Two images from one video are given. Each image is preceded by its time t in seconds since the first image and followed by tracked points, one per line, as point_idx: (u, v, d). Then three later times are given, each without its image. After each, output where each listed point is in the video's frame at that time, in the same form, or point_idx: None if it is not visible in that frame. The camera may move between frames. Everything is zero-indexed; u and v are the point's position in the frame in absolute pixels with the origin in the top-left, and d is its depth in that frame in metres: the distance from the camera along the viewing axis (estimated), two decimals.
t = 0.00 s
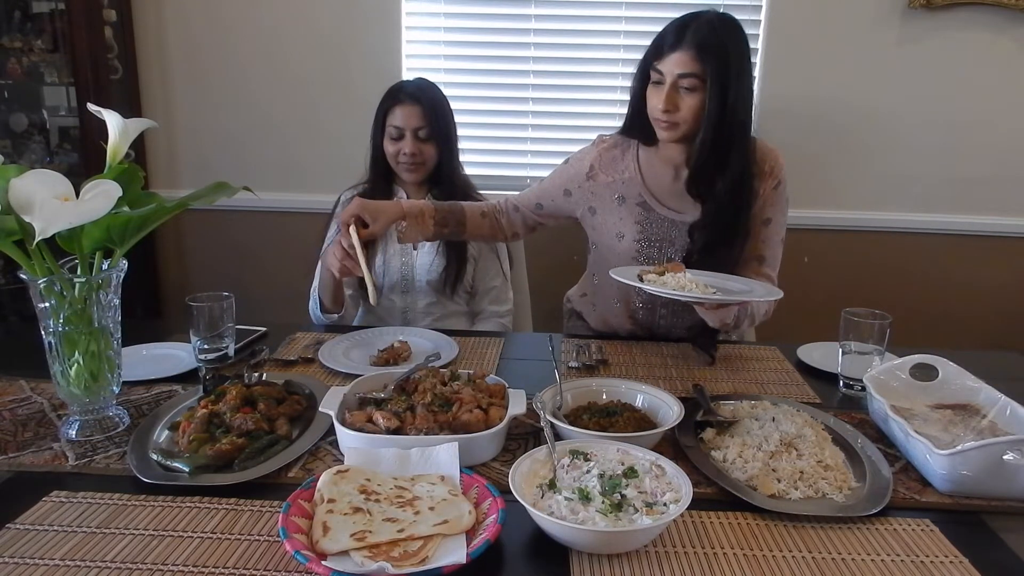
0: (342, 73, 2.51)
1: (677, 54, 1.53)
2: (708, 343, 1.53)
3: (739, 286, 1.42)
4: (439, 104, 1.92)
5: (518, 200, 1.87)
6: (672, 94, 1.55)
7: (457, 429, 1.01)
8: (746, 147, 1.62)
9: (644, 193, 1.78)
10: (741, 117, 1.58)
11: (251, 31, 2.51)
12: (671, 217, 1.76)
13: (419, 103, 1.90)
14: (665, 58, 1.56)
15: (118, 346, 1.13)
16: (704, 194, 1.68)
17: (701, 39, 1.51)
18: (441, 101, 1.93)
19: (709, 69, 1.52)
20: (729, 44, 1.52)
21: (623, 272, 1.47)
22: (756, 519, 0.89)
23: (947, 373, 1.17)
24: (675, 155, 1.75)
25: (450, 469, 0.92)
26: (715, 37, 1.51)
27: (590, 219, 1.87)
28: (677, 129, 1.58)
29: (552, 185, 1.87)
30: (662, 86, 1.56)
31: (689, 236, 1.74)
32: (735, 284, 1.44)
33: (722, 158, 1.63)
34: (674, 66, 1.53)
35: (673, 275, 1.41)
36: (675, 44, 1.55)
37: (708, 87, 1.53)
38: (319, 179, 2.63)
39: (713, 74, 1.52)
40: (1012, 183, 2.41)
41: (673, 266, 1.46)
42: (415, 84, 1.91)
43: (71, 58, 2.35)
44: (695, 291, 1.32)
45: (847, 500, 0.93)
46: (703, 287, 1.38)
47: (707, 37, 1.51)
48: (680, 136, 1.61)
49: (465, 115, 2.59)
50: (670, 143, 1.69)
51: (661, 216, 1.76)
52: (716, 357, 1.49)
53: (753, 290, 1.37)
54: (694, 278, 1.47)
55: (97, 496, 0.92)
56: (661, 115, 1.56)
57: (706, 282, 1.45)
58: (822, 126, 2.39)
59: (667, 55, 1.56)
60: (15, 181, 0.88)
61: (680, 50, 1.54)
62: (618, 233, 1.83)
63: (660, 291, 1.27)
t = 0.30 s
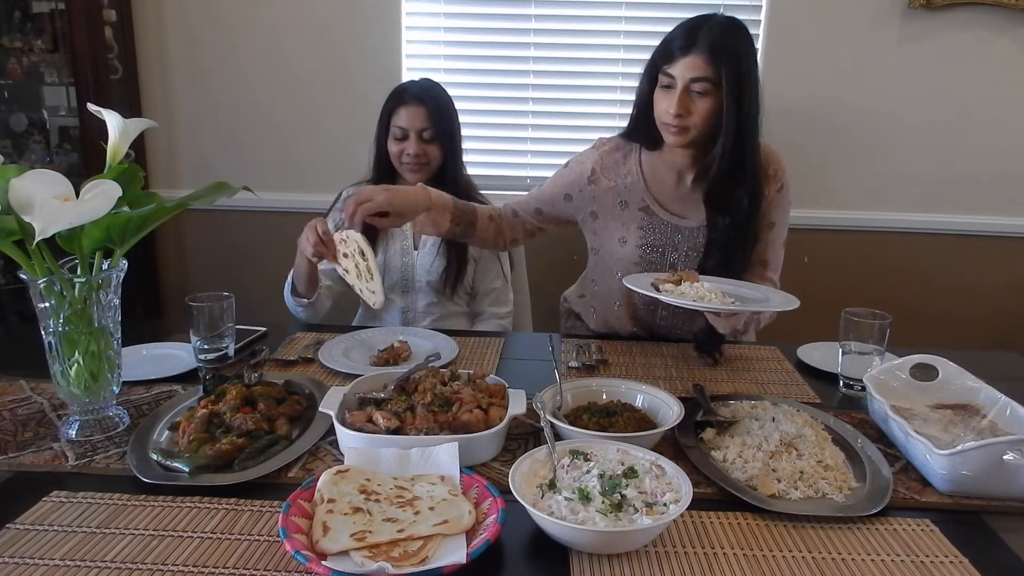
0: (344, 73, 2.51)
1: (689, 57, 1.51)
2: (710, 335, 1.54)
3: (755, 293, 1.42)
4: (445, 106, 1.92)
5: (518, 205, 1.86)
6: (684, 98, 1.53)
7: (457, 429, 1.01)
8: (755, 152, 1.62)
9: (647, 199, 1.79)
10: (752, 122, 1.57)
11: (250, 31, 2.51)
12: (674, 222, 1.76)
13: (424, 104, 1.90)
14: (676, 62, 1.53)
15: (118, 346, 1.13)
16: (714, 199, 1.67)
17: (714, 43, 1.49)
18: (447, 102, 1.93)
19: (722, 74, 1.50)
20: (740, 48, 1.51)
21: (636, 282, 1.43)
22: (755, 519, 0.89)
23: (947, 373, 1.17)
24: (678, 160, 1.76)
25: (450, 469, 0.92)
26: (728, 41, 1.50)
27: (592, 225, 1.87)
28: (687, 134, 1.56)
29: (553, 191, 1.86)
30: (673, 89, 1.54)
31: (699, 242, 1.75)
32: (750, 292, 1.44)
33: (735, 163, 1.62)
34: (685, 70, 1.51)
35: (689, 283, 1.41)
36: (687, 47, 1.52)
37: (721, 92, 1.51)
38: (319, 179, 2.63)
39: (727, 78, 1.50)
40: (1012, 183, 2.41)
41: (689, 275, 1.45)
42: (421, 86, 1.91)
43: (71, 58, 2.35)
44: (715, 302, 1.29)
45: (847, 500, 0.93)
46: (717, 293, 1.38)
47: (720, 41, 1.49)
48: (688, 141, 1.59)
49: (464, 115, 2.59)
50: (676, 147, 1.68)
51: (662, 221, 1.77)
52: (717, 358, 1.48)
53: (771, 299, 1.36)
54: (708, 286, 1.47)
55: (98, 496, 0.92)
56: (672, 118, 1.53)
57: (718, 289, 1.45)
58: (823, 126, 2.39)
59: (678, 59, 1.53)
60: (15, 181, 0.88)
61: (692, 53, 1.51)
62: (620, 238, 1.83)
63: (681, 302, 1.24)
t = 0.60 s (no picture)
0: (343, 73, 2.51)
1: (683, 59, 1.50)
2: (707, 342, 1.51)
3: (760, 294, 1.42)
4: (449, 106, 1.92)
5: (537, 223, 1.63)
6: (680, 99, 1.52)
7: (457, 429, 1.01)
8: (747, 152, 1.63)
9: (649, 207, 1.77)
10: (744, 122, 1.57)
11: (249, 32, 2.51)
12: (674, 229, 1.78)
13: (428, 105, 1.89)
14: (669, 64, 1.52)
15: (117, 346, 1.13)
16: (710, 201, 1.67)
17: (707, 44, 1.49)
18: (450, 102, 1.92)
19: (717, 75, 1.50)
20: (733, 49, 1.51)
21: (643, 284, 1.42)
22: (755, 519, 0.89)
23: (947, 373, 1.17)
24: (672, 166, 1.73)
25: (450, 469, 0.92)
26: (718, 42, 1.49)
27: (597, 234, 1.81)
28: (682, 137, 1.55)
29: (565, 200, 1.71)
30: (670, 91, 1.52)
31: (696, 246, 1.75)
32: (761, 294, 1.42)
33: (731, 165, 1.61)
34: (680, 72, 1.50)
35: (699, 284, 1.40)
36: (681, 49, 1.51)
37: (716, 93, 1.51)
38: (319, 179, 2.63)
39: (721, 79, 1.50)
40: (1012, 183, 2.41)
41: (696, 275, 1.44)
42: (425, 87, 1.90)
43: (71, 58, 2.34)
44: (727, 302, 1.28)
45: (847, 500, 0.93)
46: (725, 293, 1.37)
47: (713, 42, 1.49)
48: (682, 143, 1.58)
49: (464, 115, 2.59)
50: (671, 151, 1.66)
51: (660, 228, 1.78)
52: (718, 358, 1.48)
53: (780, 300, 1.35)
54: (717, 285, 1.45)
55: (98, 496, 0.92)
56: (669, 121, 1.53)
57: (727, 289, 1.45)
58: (823, 126, 2.39)
59: (670, 61, 1.52)
60: (15, 181, 0.88)
61: (684, 56, 1.50)
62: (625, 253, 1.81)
63: (689, 302, 1.23)
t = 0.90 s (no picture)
0: (344, 74, 2.51)
1: (697, 71, 1.46)
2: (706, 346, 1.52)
3: (774, 300, 1.41)
4: (452, 109, 1.91)
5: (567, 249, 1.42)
6: (696, 111, 1.47)
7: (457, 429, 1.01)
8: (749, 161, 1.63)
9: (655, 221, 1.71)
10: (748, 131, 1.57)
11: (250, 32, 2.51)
12: (675, 243, 1.74)
13: (432, 107, 1.88)
14: (680, 75, 1.48)
15: (118, 346, 1.13)
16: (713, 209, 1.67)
17: (720, 55, 1.46)
18: (454, 103, 1.92)
19: (730, 86, 1.47)
20: (741, 60, 1.49)
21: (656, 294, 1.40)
22: (755, 519, 0.89)
23: (947, 373, 1.17)
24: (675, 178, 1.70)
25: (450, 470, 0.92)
26: (730, 54, 1.47)
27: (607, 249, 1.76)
28: (695, 149, 1.51)
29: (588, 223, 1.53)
30: (688, 103, 1.47)
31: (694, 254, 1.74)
32: (773, 300, 1.42)
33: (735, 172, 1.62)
34: (696, 83, 1.46)
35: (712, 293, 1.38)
36: (693, 60, 1.47)
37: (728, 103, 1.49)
38: (319, 179, 2.63)
39: (734, 89, 1.48)
40: (1012, 183, 2.41)
41: (707, 283, 1.44)
42: (429, 88, 1.89)
43: (71, 58, 2.34)
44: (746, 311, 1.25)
45: (847, 500, 0.93)
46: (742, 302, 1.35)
47: (725, 54, 1.47)
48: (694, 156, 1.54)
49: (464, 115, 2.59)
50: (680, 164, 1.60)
51: (665, 241, 1.73)
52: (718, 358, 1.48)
53: (793, 305, 1.34)
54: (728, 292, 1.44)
55: (97, 496, 0.92)
56: (685, 133, 1.48)
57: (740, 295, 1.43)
58: (823, 127, 2.39)
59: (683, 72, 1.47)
60: (15, 181, 0.88)
61: (698, 67, 1.46)
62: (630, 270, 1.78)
63: (707, 310, 1.21)
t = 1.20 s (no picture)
0: (344, 74, 2.51)
1: (702, 67, 1.45)
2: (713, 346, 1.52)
3: (781, 304, 1.42)
4: (451, 109, 1.91)
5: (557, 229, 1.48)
6: (701, 107, 1.47)
7: (457, 430, 1.01)
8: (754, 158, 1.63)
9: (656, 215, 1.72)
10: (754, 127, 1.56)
11: (250, 32, 2.51)
12: (677, 238, 1.73)
13: (431, 108, 1.88)
14: (685, 71, 1.47)
15: (117, 346, 1.13)
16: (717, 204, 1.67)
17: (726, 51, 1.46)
18: (452, 102, 1.92)
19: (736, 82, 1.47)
20: (747, 57, 1.49)
21: (661, 297, 1.40)
22: (755, 519, 0.89)
23: (947, 373, 1.17)
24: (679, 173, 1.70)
25: (449, 470, 0.91)
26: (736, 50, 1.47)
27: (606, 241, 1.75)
28: (699, 145, 1.51)
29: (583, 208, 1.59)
30: (692, 99, 1.47)
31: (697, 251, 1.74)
32: (776, 302, 1.43)
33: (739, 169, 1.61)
34: (702, 80, 1.45)
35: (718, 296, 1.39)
36: (699, 56, 1.47)
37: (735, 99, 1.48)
38: (319, 179, 2.63)
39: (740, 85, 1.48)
40: (1012, 183, 2.41)
41: (711, 287, 1.44)
42: (428, 87, 1.89)
43: (71, 58, 2.34)
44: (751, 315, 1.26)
45: (847, 500, 0.93)
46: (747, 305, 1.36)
47: (732, 50, 1.46)
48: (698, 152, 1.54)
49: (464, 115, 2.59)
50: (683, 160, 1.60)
51: (666, 236, 1.73)
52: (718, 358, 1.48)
53: (798, 311, 1.35)
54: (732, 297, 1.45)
55: (97, 496, 0.92)
56: (689, 129, 1.47)
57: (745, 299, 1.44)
58: (823, 127, 2.39)
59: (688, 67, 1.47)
60: (14, 181, 0.88)
61: (705, 63, 1.46)
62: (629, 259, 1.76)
63: (712, 315, 1.22)
